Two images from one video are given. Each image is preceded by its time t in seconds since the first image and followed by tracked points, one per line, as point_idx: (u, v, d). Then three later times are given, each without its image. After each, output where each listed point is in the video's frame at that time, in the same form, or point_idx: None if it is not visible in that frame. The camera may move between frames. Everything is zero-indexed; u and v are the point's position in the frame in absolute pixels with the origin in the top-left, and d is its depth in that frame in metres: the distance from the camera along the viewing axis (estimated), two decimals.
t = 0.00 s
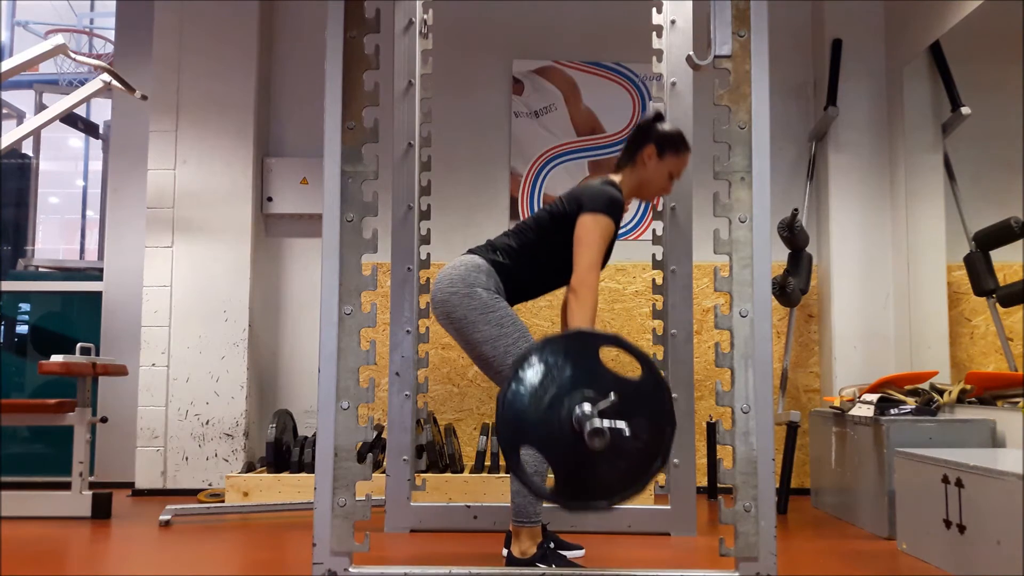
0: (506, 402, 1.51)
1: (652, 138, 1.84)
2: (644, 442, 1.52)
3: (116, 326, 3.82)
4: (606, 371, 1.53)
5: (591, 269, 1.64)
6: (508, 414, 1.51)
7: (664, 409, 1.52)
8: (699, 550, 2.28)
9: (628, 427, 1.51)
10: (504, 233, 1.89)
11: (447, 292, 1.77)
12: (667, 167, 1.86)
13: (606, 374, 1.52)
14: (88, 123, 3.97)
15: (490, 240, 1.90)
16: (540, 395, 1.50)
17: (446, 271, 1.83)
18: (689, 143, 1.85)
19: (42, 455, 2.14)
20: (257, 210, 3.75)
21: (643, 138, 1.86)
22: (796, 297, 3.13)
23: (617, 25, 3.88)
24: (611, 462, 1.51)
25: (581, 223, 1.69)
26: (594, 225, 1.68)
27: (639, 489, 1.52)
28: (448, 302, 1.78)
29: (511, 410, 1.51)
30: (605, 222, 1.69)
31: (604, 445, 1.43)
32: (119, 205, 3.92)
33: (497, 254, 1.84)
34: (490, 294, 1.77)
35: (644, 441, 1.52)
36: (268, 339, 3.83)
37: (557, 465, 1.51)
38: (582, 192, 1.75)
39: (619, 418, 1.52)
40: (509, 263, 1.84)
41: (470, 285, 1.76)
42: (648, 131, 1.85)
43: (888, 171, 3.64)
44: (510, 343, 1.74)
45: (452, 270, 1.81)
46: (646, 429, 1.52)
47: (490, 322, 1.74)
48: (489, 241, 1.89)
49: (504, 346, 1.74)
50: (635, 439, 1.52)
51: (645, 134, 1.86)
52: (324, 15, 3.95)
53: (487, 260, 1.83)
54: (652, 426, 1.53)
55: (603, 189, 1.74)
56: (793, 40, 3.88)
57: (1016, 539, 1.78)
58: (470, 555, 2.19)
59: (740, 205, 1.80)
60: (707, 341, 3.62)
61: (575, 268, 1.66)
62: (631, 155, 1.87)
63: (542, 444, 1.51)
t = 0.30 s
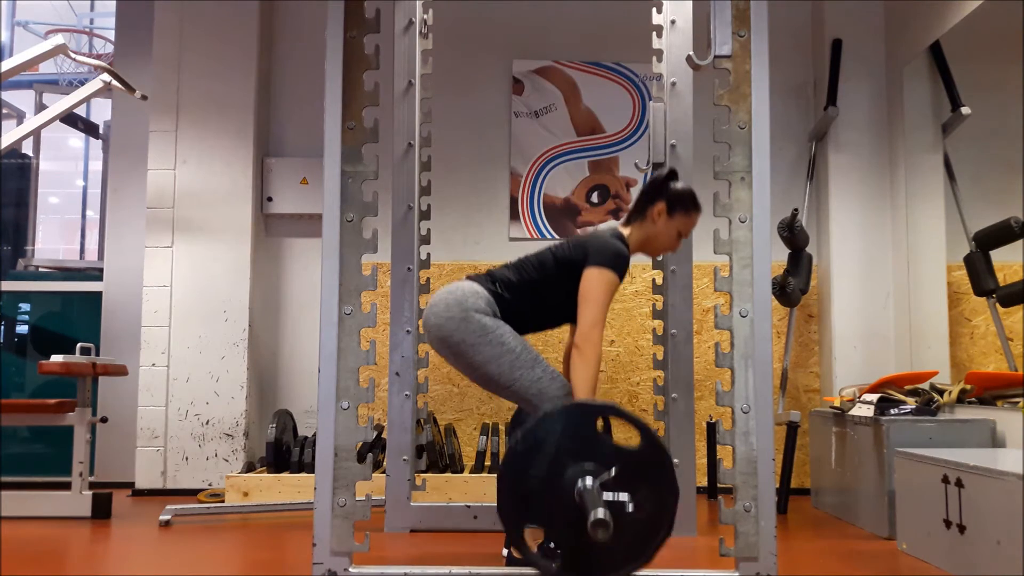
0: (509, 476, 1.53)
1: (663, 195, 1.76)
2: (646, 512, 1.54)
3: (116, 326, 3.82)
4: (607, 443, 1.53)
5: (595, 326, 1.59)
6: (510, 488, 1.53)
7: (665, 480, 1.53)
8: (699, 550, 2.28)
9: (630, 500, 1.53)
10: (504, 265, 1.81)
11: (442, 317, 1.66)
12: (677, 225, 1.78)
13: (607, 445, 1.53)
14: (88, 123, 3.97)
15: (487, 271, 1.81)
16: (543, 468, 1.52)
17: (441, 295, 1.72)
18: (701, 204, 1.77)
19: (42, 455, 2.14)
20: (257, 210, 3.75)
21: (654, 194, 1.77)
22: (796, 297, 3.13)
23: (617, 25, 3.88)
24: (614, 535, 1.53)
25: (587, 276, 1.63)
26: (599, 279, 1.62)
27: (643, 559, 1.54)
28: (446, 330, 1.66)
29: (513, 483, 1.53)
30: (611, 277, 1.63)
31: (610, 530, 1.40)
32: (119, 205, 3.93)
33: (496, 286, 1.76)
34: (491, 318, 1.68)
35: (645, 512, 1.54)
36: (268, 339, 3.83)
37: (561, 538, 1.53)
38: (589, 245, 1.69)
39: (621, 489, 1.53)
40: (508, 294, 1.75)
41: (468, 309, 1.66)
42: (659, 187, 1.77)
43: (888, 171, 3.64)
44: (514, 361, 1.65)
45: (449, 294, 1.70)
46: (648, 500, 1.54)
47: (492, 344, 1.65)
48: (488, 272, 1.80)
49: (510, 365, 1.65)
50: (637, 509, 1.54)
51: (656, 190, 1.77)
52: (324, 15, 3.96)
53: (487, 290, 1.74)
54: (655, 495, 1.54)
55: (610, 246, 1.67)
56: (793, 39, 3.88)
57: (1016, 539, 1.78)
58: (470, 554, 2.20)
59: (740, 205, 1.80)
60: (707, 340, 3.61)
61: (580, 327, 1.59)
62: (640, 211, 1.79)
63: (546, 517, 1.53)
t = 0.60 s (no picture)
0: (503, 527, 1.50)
1: (671, 240, 1.77)
2: (644, 564, 1.50)
3: (116, 326, 3.82)
4: (603, 495, 1.49)
5: (596, 369, 1.54)
6: (505, 540, 1.50)
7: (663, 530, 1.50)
8: (700, 550, 2.28)
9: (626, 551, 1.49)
10: (509, 300, 1.82)
11: (449, 353, 1.68)
12: (684, 270, 1.79)
13: (603, 496, 1.49)
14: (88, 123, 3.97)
15: (491, 305, 1.82)
16: (538, 520, 1.49)
17: (446, 330, 1.73)
18: (708, 247, 1.77)
19: (43, 456, 2.14)
20: (257, 210, 3.75)
21: (660, 240, 1.78)
22: (796, 297, 3.13)
23: (617, 25, 3.88)
24: None
25: (591, 319, 1.60)
26: (603, 323, 1.59)
27: None
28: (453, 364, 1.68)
29: (507, 534, 1.50)
30: (614, 321, 1.60)
31: None
32: (119, 205, 3.93)
33: (501, 319, 1.77)
34: (497, 348, 1.69)
35: (643, 563, 1.50)
36: (268, 339, 3.83)
37: None
38: (596, 288, 1.68)
39: (619, 542, 1.50)
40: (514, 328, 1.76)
41: (472, 342, 1.67)
42: (665, 233, 1.78)
43: (888, 171, 3.64)
44: (524, 387, 1.66)
45: (454, 329, 1.72)
46: (645, 550, 1.50)
47: (500, 373, 1.66)
48: (494, 305, 1.81)
49: (522, 389, 1.66)
50: (635, 561, 1.50)
51: (664, 235, 1.78)
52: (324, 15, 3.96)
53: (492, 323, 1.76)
54: (653, 545, 1.50)
55: (618, 290, 1.65)
56: (793, 39, 3.88)
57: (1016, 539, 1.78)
58: (471, 554, 2.20)
59: (740, 205, 1.80)
60: (707, 341, 3.61)
61: (580, 370, 1.56)
62: (647, 257, 1.80)
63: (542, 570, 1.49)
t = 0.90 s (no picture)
0: (503, 506, 1.52)
1: (666, 211, 1.79)
2: (644, 538, 1.51)
3: (115, 326, 3.82)
4: (601, 471, 1.51)
5: (596, 345, 1.57)
6: (506, 518, 1.53)
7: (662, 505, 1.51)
8: (699, 550, 2.28)
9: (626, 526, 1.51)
10: (510, 271, 1.82)
11: (446, 320, 1.66)
12: (681, 240, 1.81)
13: (601, 472, 1.51)
14: (88, 123, 3.97)
15: (490, 276, 1.82)
16: (538, 496, 1.51)
17: (445, 297, 1.71)
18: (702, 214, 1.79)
19: (43, 456, 2.14)
20: (257, 210, 3.75)
21: (655, 212, 1.80)
22: (796, 297, 3.13)
23: (617, 25, 3.88)
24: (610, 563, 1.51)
25: (592, 296, 1.63)
26: (603, 300, 1.62)
27: None
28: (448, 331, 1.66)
29: (508, 512, 1.52)
30: (614, 299, 1.63)
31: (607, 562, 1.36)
32: (119, 205, 3.93)
33: (500, 290, 1.76)
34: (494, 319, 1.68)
35: (643, 538, 1.51)
36: (268, 339, 3.83)
37: (558, 564, 1.52)
38: (595, 264, 1.71)
39: (619, 516, 1.51)
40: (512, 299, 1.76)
41: (472, 312, 1.66)
42: (659, 205, 1.80)
43: (888, 171, 3.64)
44: (516, 364, 1.66)
45: (454, 296, 1.70)
46: (645, 524, 1.52)
47: (495, 347, 1.65)
48: (494, 275, 1.81)
49: (513, 368, 1.66)
50: (634, 535, 1.51)
51: (658, 207, 1.80)
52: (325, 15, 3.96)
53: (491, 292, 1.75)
54: (652, 519, 1.52)
55: (617, 267, 1.68)
56: (793, 40, 3.88)
57: (1016, 539, 1.78)
58: (471, 554, 2.20)
59: (740, 205, 1.80)
60: (707, 340, 3.61)
61: (580, 344, 1.58)
62: (643, 230, 1.83)
63: (544, 544, 1.52)
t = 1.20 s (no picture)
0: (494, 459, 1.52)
1: (653, 167, 1.82)
2: (635, 489, 1.52)
3: (115, 326, 3.82)
4: (593, 422, 1.52)
5: (591, 306, 1.64)
6: (498, 471, 1.52)
7: (652, 457, 1.52)
8: (699, 550, 2.28)
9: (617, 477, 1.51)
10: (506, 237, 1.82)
11: (439, 290, 1.67)
12: (671, 195, 1.83)
13: (592, 423, 1.52)
14: (88, 123, 3.97)
15: (484, 243, 1.83)
16: (530, 447, 1.51)
17: (440, 266, 1.73)
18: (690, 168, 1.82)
19: (43, 456, 2.14)
20: (257, 210, 3.75)
21: (644, 169, 1.83)
22: (796, 297, 3.13)
23: (617, 25, 3.88)
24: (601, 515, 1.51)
25: (586, 256, 1.68)
26: (597, 260, 1.67)
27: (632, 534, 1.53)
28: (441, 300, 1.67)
29: (500, 465, 1.52)
30: (609, 259, 1.68)
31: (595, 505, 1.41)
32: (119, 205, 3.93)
33: (494, 257, 1.78)
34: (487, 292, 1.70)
35: (633, 489, 1.52)
36: (268, 339, 3.83)
37: (549, 517, 1.52)
38: (587, 225, 1.73)
39: (609, 468, 1.52)
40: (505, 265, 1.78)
41: (466, 282, 1.68)
42: (648, 162, 1.83)
43: (888, 171, 3.64)
44: (504, 343, 1.65)
45: (449, 266, 1.72)
46: (636, 476, 1.52)
47: (487, 321, 1.66)
48: (489, 242, 1.82)
49: (498, 347, 1.65)
50: (625, 486, 1.52)
51: (645, 164, 1.83)
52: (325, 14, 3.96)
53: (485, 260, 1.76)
54: (642, 470, 1.52)
55: (609, 226, 1.71)
56: (793, 40, 3.88)
57: (1016, 538, 1.79)
58: (471, 555, 2.20)
59: (740, 205, 1.80)
60: (707, 340, 3.62)
61: (576, 306, 1.64)
62: (633, 189, 1.86)
63: (536, 496, 1.52)
